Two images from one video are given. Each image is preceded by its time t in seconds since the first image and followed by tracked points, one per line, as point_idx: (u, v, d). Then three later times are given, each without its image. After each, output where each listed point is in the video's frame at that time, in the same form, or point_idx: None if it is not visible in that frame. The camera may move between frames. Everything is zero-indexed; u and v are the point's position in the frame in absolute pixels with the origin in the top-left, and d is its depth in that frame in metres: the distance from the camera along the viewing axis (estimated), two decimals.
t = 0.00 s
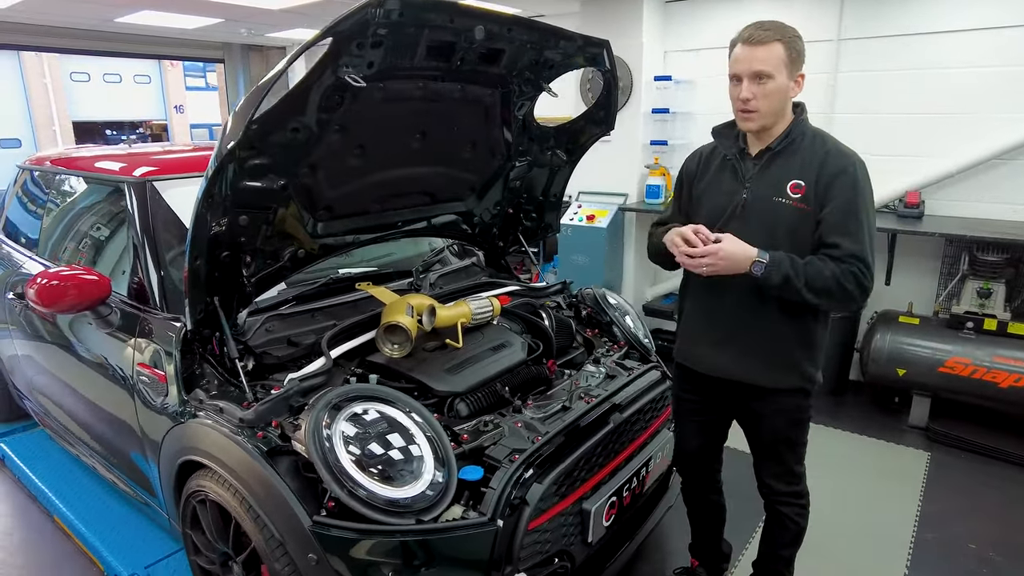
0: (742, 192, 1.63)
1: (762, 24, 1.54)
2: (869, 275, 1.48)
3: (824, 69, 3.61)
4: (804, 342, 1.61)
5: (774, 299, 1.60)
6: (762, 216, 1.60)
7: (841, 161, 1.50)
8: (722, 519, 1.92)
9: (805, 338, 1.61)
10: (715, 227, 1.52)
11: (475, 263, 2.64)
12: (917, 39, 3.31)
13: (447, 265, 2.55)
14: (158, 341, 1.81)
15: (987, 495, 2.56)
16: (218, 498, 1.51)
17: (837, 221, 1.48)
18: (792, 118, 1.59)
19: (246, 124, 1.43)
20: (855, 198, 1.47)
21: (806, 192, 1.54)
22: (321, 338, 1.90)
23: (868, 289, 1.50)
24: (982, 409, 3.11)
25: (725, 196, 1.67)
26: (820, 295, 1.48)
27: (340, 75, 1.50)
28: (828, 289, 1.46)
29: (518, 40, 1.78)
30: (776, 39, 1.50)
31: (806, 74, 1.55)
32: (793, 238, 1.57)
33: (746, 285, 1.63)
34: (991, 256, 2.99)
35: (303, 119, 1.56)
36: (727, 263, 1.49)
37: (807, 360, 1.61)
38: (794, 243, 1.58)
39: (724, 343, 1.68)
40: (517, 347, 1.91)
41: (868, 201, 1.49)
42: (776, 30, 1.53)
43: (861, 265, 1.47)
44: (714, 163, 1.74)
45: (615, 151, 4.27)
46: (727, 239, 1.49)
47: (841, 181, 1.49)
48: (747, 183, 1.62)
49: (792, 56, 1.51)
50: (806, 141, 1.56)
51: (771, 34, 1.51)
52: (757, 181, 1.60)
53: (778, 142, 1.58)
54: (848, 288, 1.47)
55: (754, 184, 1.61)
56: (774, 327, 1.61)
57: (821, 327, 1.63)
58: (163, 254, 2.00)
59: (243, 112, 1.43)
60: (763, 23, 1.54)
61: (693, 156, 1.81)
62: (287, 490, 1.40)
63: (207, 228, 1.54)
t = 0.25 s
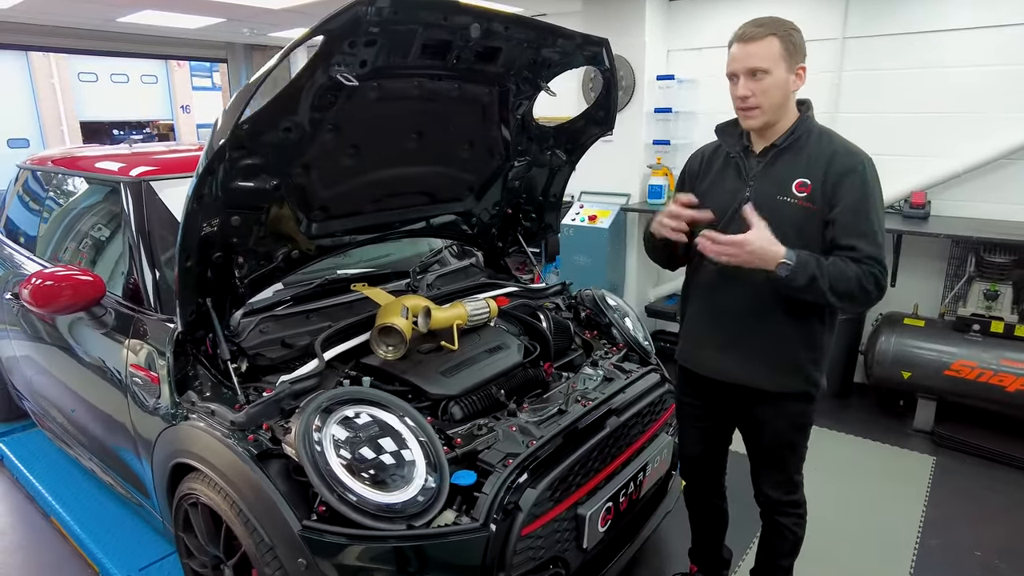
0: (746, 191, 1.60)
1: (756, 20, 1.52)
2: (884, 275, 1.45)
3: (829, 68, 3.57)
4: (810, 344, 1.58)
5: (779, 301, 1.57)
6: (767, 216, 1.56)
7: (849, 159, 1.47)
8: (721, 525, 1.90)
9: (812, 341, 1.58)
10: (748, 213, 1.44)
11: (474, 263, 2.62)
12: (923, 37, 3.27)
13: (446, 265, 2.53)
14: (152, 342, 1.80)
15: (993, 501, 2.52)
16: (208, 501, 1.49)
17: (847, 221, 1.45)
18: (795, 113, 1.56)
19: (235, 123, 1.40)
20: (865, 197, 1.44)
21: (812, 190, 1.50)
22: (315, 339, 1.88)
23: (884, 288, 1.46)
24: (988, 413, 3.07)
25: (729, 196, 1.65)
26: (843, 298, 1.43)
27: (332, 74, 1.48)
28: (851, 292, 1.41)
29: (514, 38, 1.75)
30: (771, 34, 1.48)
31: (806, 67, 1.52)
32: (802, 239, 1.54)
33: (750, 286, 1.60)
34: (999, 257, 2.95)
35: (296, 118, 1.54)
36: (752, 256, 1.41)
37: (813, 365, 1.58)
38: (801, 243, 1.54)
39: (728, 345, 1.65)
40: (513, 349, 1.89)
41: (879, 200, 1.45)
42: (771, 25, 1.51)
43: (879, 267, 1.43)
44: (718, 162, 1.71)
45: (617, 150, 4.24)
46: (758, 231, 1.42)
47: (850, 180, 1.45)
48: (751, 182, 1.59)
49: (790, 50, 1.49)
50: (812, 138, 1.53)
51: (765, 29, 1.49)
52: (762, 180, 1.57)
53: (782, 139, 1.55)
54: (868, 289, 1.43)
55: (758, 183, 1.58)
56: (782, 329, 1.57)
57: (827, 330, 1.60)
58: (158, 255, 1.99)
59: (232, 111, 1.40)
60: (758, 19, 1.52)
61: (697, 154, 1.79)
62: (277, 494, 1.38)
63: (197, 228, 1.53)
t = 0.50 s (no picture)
0: (747, 194, 1.59)
1: (751, 19, 1.51)
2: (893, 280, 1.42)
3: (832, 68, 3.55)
4: (813, 350, 1.56)
5: (780, 306, 1.55)
6: (769, 220, 1.55)
7: (852, 162, 1.45)
8: (717, 530, 1.88)
9: (815, 346, 1.56)
10: (790, 218, 1.31)
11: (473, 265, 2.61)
12: (927, 37, 3.24)
13: (445, 267, 2.53)
14: (147, 344, 1.81)
15: (996, 507, 2.49)
16: (200, 504, 1.49)
17: (851, 225, 1.42)
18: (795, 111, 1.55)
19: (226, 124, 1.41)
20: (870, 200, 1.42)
21: (815, 194, 1.49)
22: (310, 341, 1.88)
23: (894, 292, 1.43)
24: (993, 417, 3.04)
25: (730, 199, 1.63)
26: (859, 305, 1.39)
27: (324, 76, 1.48)
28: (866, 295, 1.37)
29: (510, 39, 1.75)
30: (766, 32, 1.47)
31: (805, 64, 1.51)
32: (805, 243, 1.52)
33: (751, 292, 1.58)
34: (1003, 260, 2.93)
35: (289, 120, 1.54)
36: (780, 268, 1.31)
37: (813, 371, 1.57)
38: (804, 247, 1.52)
39: (728, 350, 1.63)
40: (509, 352, 1.88)
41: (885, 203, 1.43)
42: (767, 23, 1.49)
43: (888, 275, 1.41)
44: (720, 165, 1.70)
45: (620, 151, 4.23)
46: (793, 242, 1.30)
47: (854, 183, 1.43)
48: (752, 185, 1.58)
49: (787, 47, 1.47)
50: (815, 140, 1.51)
51: (760, 27, 1.48)
52: (762, 183, 1.56)
53: (784, 138, 1.53)
54: (883, 295, 1.41)
55: (759, 186, 1.56)
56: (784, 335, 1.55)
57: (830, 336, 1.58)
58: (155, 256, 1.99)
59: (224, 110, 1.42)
60: (753, 19, 1.51)
61: (699, 157, 1.78)
62: (267, 496, 1.38)
63: (190, 230, 1.53)
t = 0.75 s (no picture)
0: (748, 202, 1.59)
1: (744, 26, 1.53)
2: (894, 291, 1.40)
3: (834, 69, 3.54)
4: (812, 355, 1.56)
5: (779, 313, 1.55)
6: (769, 228, 1.55)
7: (852, 168, 1.45)
8: (711, 533, 1.88)
9: (815, 353, 1.56)
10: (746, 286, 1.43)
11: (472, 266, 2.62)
12: (929, 38, 3.23)
13: (444, 268, 2.54)
14: (146, 344, 1.83)
15: (995, 510, 2.48)
16: (196, 502, 1.51)
17: (850, 232, 1.42)
18: (795, 115, 1.54)
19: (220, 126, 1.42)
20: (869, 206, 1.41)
21: (814, 201, 1.48)
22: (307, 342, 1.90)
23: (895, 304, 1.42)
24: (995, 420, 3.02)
25: (731, 207, 1.64)
26: (852, 325, 1.39)
27: (319, 78, 1.49)
28: (854, 317, 1.38)
29: (505, 41, 1.75)
30: (760, 36, 1.48)
31: (802, 66, 1.51)
32: (805, 251, 1.51)
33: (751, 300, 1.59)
34: (1005, 262, 2.91)
35: (285, 122, 1.56)
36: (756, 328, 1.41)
37: (811, 374, 1.56)
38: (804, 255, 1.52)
39: (727, 357, 1.64)
40: (505, 353, 1.89)
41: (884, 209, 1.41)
42: (760, 28, 1.51)
43: (891, 282, 1.39)
44: (721, 172, 1.71)
45: (622, 152, 4.23)
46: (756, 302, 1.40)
47: (853, 189, 1.43)
48: (752, 192, 1.58)
49: (781, 49, 1.48)
50: (815, 145, 1.51)
51: (753, 32, 1.49)
52: (762, 190, 1.56)
53: (785, 141, 1.53)
54: (881, 307, 1.39)
55: (759, 193, 1.57)
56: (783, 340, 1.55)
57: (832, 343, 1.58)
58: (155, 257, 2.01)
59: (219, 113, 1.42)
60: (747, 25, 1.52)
61: (702, 163, 1.79)
62: (261, 494, 1.39)
63: (186, 232, 1.54)
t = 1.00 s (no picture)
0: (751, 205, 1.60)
1: (754, 31, 1.52)
2: (892, 287, 1.33)
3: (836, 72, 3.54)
4: (813, 358, 1.55)
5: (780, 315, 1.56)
6: (771, 231, 1.56)
7: (850, 168, 1.45)
8: (709, 534, 1.89)
9: (815, 356, 1.55)
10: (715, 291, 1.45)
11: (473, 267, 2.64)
12: (931, 41, 3.23)
13: (445, 269, 2.55)
14: (149, 345, 1.85)
15: (996, 513, 2.48)
16: (198, 501, 1.53)
17: (846, 229, 1.41)
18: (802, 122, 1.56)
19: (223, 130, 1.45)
20: (867, 203, 1.40)
21: (816, 203, 1.49)
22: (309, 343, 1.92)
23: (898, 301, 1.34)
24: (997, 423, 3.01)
25: (735, 210, 1.65)
26: (838, 324, 1.34)
27: (320, 83, 1.51)
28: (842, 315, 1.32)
29: (505, 46, 1.77)
30: (772, 44, 1.48)
31: (811, 75, 1.51)
32: (807, 253, 1.52)
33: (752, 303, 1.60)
34: (1006, 265, 2.92)
35: (286, 126, 1.58)
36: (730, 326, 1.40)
37: (810, 377, 1.56)
38: (805, 256, 1.52)
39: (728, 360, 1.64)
40: (503, 355, 1.90)
41: (882, 206, 1.39)
42: (771, 34, 1.50)
43: (885, 276, 1.33)
44: (724, 176, 1.72)
45: (624, 154, 4.24)
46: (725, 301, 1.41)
47: (850, 188, 1.42)
48: (754, 195, 1.60)
49: (792, 59, 1.48)
50: (819, 148, 1.52)
51: (765, 39, 1.49)
52: (765, 193, 1.57)
53: (790, 148, 1.55)
54: (876, 302, 1.32)
55: (762, 196, 1.58)
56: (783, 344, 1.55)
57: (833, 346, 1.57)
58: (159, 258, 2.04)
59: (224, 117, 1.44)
60: (755, 30, 1.52)
61: (706, 167, 1.80)
62: (262, 493, 1.41)
63: (189, 234, 1.56)
